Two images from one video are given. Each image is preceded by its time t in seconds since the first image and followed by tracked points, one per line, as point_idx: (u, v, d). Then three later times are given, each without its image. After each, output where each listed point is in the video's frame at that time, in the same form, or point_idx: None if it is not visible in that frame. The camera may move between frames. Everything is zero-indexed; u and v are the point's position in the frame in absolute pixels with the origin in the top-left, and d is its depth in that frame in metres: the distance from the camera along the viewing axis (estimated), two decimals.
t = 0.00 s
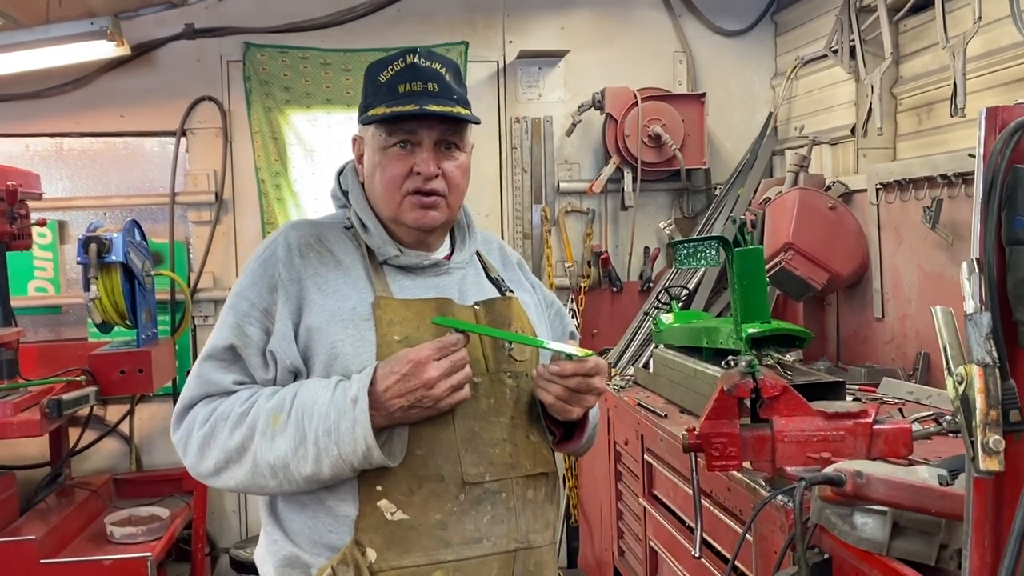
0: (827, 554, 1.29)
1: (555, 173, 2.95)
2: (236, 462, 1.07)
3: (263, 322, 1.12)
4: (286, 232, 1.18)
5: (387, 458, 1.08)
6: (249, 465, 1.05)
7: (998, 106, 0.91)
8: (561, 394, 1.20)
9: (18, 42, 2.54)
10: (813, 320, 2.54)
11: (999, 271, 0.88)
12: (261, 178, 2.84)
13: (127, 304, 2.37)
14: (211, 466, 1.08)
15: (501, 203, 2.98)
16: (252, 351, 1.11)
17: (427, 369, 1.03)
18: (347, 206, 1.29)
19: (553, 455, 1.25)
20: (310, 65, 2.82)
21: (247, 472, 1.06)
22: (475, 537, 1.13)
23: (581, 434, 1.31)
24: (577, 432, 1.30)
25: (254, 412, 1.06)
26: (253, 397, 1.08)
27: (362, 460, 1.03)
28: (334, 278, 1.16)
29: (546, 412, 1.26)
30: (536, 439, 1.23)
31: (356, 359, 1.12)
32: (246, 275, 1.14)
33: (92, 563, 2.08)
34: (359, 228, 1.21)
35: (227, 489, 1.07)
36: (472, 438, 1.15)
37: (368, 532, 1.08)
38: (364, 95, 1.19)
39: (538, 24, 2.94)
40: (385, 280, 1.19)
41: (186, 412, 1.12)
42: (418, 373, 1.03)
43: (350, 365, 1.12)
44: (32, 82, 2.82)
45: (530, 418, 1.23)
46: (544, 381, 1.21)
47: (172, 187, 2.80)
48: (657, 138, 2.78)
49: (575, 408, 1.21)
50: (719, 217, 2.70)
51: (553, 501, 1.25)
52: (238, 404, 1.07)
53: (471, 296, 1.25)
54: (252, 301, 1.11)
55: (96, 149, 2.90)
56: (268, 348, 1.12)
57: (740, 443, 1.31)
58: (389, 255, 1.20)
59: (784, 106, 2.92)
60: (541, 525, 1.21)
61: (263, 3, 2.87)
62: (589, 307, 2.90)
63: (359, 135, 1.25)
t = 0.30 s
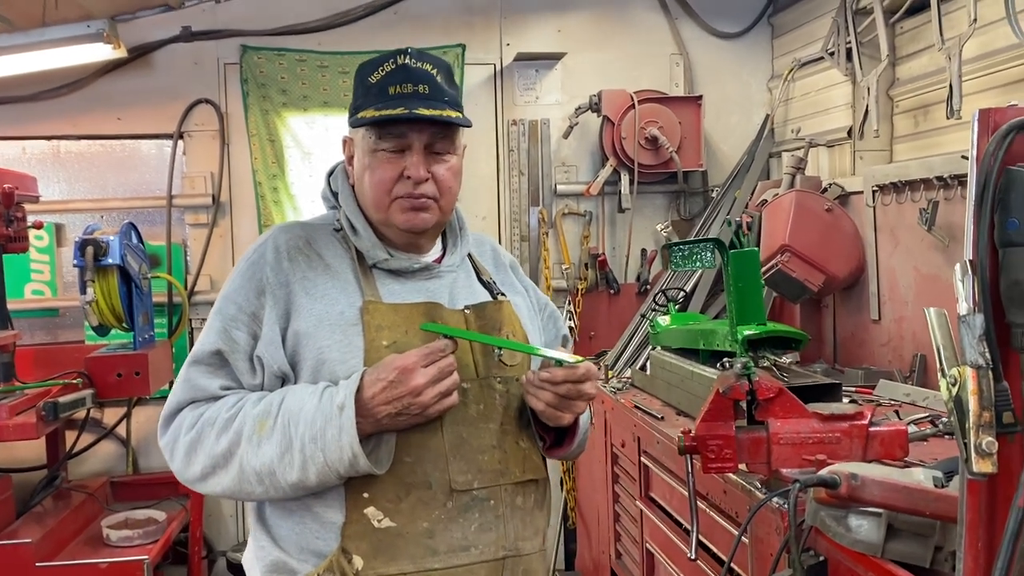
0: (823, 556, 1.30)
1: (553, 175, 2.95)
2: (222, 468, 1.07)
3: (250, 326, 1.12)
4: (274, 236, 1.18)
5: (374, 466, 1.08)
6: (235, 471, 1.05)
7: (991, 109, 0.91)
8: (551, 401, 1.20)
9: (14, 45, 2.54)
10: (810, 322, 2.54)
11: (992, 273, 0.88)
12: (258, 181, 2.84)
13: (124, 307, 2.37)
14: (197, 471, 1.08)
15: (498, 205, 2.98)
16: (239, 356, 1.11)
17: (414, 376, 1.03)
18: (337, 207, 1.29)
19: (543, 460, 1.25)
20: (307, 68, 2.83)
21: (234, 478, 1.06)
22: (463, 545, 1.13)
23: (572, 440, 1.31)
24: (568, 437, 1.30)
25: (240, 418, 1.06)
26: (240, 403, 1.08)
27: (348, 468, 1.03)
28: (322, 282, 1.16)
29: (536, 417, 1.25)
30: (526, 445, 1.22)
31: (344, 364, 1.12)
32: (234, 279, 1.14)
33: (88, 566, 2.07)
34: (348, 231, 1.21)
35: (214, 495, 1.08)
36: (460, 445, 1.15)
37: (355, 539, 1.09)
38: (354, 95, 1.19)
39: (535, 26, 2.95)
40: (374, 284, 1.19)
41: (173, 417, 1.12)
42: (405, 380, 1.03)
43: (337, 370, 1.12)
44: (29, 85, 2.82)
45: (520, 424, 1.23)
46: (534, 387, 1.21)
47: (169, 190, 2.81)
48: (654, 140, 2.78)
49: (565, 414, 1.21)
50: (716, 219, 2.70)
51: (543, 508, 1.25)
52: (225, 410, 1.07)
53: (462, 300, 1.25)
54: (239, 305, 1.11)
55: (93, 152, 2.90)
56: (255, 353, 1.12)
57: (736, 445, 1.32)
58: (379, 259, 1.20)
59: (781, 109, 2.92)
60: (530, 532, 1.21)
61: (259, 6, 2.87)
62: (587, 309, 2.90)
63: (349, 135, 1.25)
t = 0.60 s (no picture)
0: (820, 560, 1.29)
1: (552, 177, 2.94)
2: (209, 475, 1.07)
3: (238, 331, 1.11)
4: (263, 238, 1.18)
5: (362, 473, 1.07)
6: (222, 479, 1.05)
7: (986, 110, 0.91)
8: (545, 402, 1.19)
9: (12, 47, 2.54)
10: (809, 324, 2.54)
11: (987, 276, 0.88)
12: (257, 182, 2.84)
13: (122, 308, 2.37)
14: (184, 478, 1.08)
15: (497, 207, 2.98)
16: (226, 361, 1.11)
17: (403, 383, 1.03)
18: (328, 209, 1.29)
19: (535, 466, 1.25)
20: (306, 70, 2.83)
21: (221, 486, 1.05)
22: (453, 553, 1.13)
23: (564, 445, 1.31)
24: (561, 443, 1.30)
25: (227, 425, 1.05)
26: (228, 409, 1.08)
27: (336, 476, 1.02)
28: (311, 287, 1.16)
29: (529, 421, 1.25)
30: (518, 452, 1.22)
31: (333, 370, 1.12)
32: (222, 283, 1.13)
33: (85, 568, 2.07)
34: (338, 233, 1.21)
35: (201, 502, 1.07)
36: (451, 452, 1.15)
37: (344, 547, 1.08)
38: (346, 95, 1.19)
39: (535, 28, 2.95)
40: (364, 288, 1.18)
41: (160, 423, 1.11)
42: (393, 386, 1.03)
43: (326, 376, 1.11)
44: (27, 87, 2.83)
45: (513, 429, 1.23)
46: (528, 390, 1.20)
47: (167, 192, 2.81)
48: (654, 141, 2.77)
49: (560, 417, 1.20)
50: (715, 221, 2.70)
51: (536, 515, 1.25)
52: (213, 416, 1.07)
53: (453, 304, 1.25)
54: (227, 309, 1.11)
55: (92, 154, 2.91)
56: (243, 358, 1.11)
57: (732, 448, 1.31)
58: (369, 262, 1.19)
59: (780, 110, 2.92)
60: (522, 540, 1.21)
61: (257, 8, 2.88)
62: (585, 311, 2.90)
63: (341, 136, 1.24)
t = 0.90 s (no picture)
0: (829, 559, 1.29)
1: (558, 177, 2.94)
2: (216, 475, 1.06)
3: (245, 330, 1.11)
4: (270, 236, 1.17)
5: (371, 474, 1.07)
6: (229, 480, 1.05)
7: (999, 105, 0.90)
8: (553, 405, 1.19)
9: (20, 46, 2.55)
10: (816, 323, 2.53)
11: (1000, 272, 0.87)
12: (264, 181, 2.85)
13: (129, 307, 2.37)
14: (191, 478, 1.07)
15: (503, 206, 2.98)
16: (233, 360, 1.10)
17: (413, 384, 1.02)
18: (335, 205, 1.30)
19: (544, 466, 1.24)
20: (313, 69, 2.83)
21: (228, 486, 1.05)
22: (462, 555, 1.13)
23: (573, 446, 1.30)
24: (569, 443, 1.29)
25: (234, 425, 1.05)
26: (235, 409, 1.07)
27: (345, 477, 1.02)
28: (319, 286, 1.15)
29: (537, 422, 1.25)
30: (527, 452, 1.22)
31: (341, 370, 1.11)
32: (228, 281, 1.13)
33: (91, 566, 2.07)
34: (346, 231, 1.21)
35: (208, 503, 1.07)
36: (460, 453, 1.14)
37: (352, 548, 1.08)
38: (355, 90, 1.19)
39: (541, 27, 2.95)
40: (372, 287, 1.18)
41: (166, 422, 1.11)
42: (402, 388, 1.02)
43: (334, 376, 1.11)
44: (35, 85, 2.84)
45: (521, 429, 1.22)
46: (536, 391, 1.20)
47: (174, 190, 2.81)
48: (660, 141, 2.77)
49: (569, 419, 1.21)
50: (722, 220, 2.69)
51: (545, 516, 1.25)
52: (219, 416, 1.07)
53: (461, 303, 1.25)
54: (234, 308, 1.10)
55: (99, 153, 2.91)
56: (250, 357, 1.11)
57: (741, 447, 1.31)
58: (377, 261, 1.19)
59: (787, 110, 2.91)
60: (532, 541, 1.20)
61: (264, 8, 2.88)
62: (591, 310, 2.90)
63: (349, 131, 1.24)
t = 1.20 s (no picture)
0: (837, 561, 1.29)
1: (565, 177, 2.93)
2: (224, 480, 1.06)
3: (253, 332, 1.11)
4: (277, 237, 1.17)
5: (381, 479, 1.07)
6: (238, 484, 1.04)
7: (1013, 105, 0.90)
8: (565, 407, 1.18)
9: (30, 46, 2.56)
10: (825, 324, 2.52)
11: (1015, 273, 0.86)
12: (271, 181, 2.85)
13: (136, 306, 2.38)
14: (199, 483, 1.07)
15: (510, 206, 2.97)
16: (241, 363, 1.10)
17: (424, 387, 1.02)
18: (341, 204, 1.29)
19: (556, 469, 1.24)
20: (321, 68, 2.83)
21: (237, 491, 1.04)
22: (473, 560, 1.12)
23: (584, 448, 1.29)
24: (580, 445, 1.29)
25: (243, 429, 1.04)
26: (243, 412, 1.07)
27: (354, 482, 1.01)
28: (327, 287, 1.15)
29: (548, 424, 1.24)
30: (538, 455, 1.21)
31: (349, 373, 1.11)
32: (236, 283, 1.13)
33: (98, 565, 2.07)
34: (353, 230, 1.21)
35: (216, 507, 1.06)
36: (470, 456, 1.13)
37: (362, 553, 1.07)
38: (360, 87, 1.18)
39: (549, 27, 2.94)
40: (380, 287, 1.18)
41: (174, 426, 1.11)
42: (413, 391, 1.02)
43: (343, 379, 1.10)
44: (44, 84, 2.84)
45: (532, 431, 1.22)
46: (547, 394, 1.19)
47: (182, 190, 2.82)
48: (668, 141, 2.76)
49: (580, 421, 1.20)
50: (731, 220, 2.68)
51: (556, 519, 1.24)
52: (228, 420, 1.06)
53: (470, 303, 1.24)
54: (241, 310, 1.10)
55: (107, 152, 2.92)
56: (258, 360, 1.11)
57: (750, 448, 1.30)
58: (385, 261, 1.19)
59: (796, 110, 2.90)
60: (543, 544, 1.20)
61: (272, 7, 2.88)
62: (599, 310, 2.89)
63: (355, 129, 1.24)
